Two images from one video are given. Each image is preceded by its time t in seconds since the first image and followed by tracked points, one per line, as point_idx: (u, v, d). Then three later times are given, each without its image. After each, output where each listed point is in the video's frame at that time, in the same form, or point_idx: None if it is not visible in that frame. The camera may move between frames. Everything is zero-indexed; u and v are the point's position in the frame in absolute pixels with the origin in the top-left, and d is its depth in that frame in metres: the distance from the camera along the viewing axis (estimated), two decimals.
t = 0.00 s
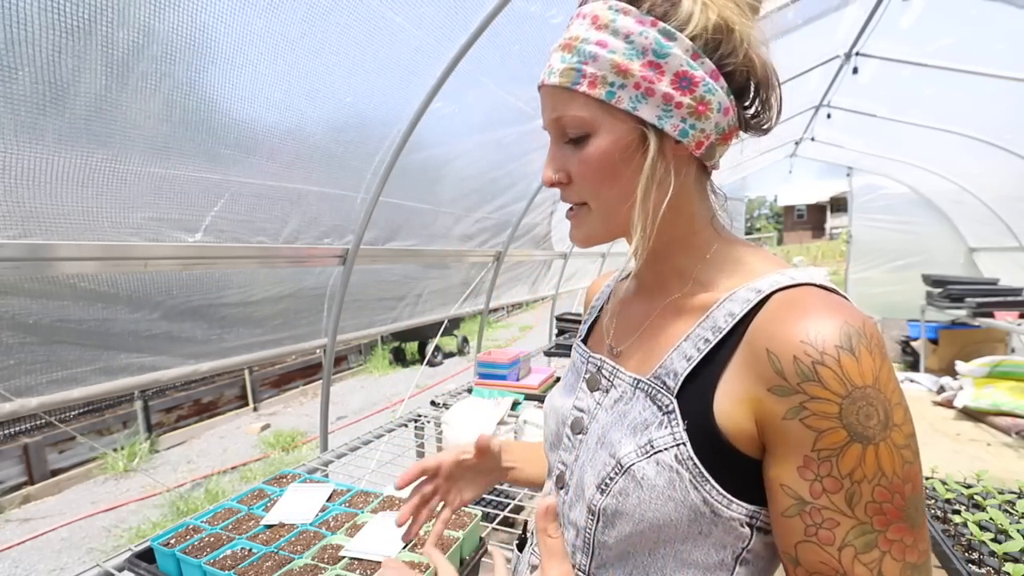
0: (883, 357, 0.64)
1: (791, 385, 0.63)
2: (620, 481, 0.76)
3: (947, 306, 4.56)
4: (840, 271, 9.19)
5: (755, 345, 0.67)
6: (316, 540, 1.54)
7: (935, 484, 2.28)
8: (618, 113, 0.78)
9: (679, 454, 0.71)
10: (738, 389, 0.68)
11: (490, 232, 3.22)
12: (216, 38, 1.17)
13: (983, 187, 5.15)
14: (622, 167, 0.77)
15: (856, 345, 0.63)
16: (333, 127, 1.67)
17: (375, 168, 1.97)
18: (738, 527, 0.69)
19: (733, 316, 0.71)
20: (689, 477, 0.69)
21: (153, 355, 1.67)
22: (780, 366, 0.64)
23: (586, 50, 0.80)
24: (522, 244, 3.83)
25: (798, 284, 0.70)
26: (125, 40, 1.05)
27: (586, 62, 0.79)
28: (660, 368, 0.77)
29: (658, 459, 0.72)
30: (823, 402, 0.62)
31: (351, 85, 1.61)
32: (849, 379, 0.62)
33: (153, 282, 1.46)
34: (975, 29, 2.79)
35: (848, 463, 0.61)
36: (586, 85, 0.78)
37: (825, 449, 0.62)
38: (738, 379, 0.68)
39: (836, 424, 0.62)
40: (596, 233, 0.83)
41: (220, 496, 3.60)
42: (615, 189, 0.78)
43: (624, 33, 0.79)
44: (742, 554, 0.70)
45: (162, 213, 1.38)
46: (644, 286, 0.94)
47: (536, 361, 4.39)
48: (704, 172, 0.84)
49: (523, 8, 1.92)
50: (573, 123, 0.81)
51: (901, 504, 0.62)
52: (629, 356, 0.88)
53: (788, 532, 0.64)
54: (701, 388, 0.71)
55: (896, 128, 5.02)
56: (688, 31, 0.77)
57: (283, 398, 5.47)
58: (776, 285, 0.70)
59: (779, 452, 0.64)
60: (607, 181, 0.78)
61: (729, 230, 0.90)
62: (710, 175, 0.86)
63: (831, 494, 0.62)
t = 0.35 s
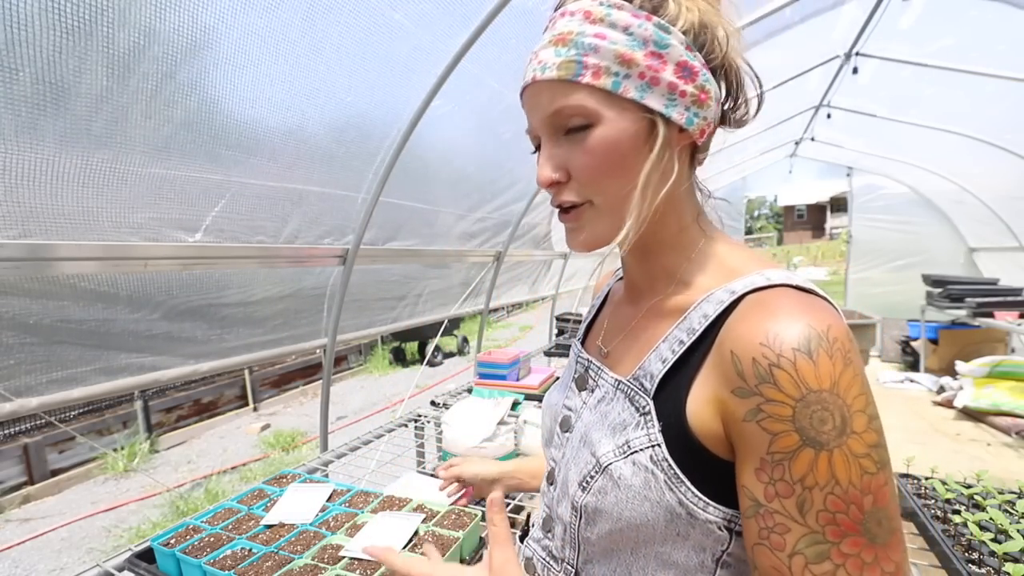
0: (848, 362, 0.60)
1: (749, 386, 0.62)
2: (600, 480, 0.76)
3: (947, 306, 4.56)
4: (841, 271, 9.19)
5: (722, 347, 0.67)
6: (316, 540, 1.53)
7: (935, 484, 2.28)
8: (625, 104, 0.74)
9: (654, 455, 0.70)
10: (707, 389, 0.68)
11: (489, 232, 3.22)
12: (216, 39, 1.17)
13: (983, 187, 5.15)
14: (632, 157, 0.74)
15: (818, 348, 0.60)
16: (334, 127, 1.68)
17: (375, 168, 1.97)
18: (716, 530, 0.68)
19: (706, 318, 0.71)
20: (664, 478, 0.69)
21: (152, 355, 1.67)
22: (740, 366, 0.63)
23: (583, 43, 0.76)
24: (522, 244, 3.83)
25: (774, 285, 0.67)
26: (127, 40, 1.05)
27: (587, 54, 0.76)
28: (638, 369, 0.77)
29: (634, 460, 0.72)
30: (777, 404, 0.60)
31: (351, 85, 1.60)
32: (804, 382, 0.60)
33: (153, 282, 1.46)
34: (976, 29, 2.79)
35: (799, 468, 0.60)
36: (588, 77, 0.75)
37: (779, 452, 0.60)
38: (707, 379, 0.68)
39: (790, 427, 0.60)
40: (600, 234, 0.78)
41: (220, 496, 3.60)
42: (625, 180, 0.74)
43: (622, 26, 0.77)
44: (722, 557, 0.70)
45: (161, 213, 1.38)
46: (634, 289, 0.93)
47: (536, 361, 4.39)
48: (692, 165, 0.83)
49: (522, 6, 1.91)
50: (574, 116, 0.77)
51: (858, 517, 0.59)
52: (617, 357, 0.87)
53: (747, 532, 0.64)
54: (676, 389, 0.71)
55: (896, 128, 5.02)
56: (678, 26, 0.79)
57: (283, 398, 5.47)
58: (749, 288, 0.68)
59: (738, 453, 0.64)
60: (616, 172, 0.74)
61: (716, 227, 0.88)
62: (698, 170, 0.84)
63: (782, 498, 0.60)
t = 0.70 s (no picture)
0: (829, 346, 0.62)
1: (736, 372, 0.63)
2: (599, 476, 0.76)
3: (947, 306, 4.57)
4: (840, 271, 9.19)
5: (710, 335, 0.67)
6: (316, 540, 1.54)
7: (935, 484, 2.27)
8: (661, 96, 0.77)
9: (651, 448, 0.71)
10: (694, 376, 0.69)
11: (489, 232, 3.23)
12: (216, 39, 1.17)
13: (983, 187, 5.15)
14: (662, 148, 0.77)
15: (801, 333, 0.62)
16: (335, 127, 1.67)
17: (376, 168, 1.97)
18: (714, 518, 0.69)
19: (695, 312, 0.71)
20: (661, 470, 0.69)
21: (153, 355, 1.68)
22: (727, 353, 0.64)
23: (629, 28, 0.77)
24: (522, 244, 3.83)
25: (757, 276, 0.69)
26: (127, 40, 1.05)
27: (632, 39, 0.76)
28: (631, 365, 0.77)
29: (632, 454, 0.72)
30: (763, 388, 0.62)
31: (351, 85, 1.60)
32: (789, 366, 0.61)
33: (153, 283, 1.46)
34: (976, 28, 2.79)
35: (783, 449, 0.61)
36: (634, 62, 0.76)
37: (762, 434, 0.61)
38: (693, 367, 0.69)
39: (773, 410, 0.61)
40: (623, 223, 0.79)
41: (220, 496, 3.60)
42: (653, 171, 0.78)
43: (660, 22, 0.79)
44: (722, 545, 0.71)
45: (162, 213, 1.38)
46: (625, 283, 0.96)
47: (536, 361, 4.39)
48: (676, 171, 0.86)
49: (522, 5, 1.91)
50: (610, 100, 0.77)
51: (836, 493, 0.60)
52: (612, 356, 0.87)
53: (730, 513, 0.65)
54: (669, 383, 0.71)
55: (896, 128, 5.02)
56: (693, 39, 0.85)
57: (283, 398, 5.47)
58: (733, 279, 0.70)
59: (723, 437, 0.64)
60: (648, 161, 0.77)
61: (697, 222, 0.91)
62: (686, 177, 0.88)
63: (766, 479, 0.61)
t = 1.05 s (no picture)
0: (847, 326, 0.66)
1: (761, 357, 0.66)
2: (618, 467, 0.77)
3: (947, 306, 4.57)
4: (840, 271, 9.20)
5: (728, 322, 0.70)
6: (316, 540, 1.54)
7: (935, 484, 2.28)
8: (636, 92, 0.78)
9: (670, 435, 0.73)
10: (715, 363, 0.71)
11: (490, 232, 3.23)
12: (216, 39, 1.17)
13: (984, 188, 5.15)
14: (630, 143, 0.78)
15: (822, 314, 0.65)
16: (335, 127, 1.67)
17: (376, 168, 1.97)
18: (732, 498, 0.72)
19: (709, 299, 0.73)
20: (682, 455, 0.72)
21: (153, 355, 1.68)
22: (751, 339, 0.66)
23: (608, 27, 0.79)
24: (522, 244, 3.83)
25: (769, 262, 0.72)
26: (126, 39, 1.05)
27: (609, 37, 0.79)
28: (644, 354, 0.78)
29: (652, 442, 0.74)
30: (791, 369, 0.64)
31: (351, 85, 1.60)
32: (814, 347, 0.64)
33: (153, 283, 1.46)
34: (975, 29, 2.79)
35: (815, 427, 0.64)
36: (607, 58, 0.78)
37: (794, 414, 0.64)
38: (712, 355, 0.71)
39: (802, 389, 0.64)
40: (591, 213, 0.82)
41: (220, 496, 3.60)
42: (620, 164, 0.79)
43: (646, 19, 0.80)
44: (738, 523, 0.74)
45: (162, 213, 1.38)
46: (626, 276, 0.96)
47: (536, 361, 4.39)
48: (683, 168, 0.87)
49: (523, 5, 1.91)
50: (584, 94, 0.80)
51: (870, 464, 0.64)
52: (615, 344, 0.89)
53: (766, 496, 0.67)
54: (685, 369, 0.73)
55: (896, 128, 5.02)
56: (695, 34, 0.84)
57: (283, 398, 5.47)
58: (746, 266, 0.72)
59: (754, 421, 0.67)
60: (612, 154, 0.78)
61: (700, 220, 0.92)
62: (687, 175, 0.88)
63: (800, 457, 0.64)
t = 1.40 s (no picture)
0: (866, 312, 0.67)
1: (779, 332, 0.65)
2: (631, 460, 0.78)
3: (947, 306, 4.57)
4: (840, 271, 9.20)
5: (747, 305, 0.71)
6: (316, 540, 1.53)
7: (935, 484, 2.28)
8: (631, 100, 0.79)
9: (685, 430, 0.74)
10: (734, 347, 0.70)
11: (490, 232, 3.23)
12: (215, 38, 1.17)
13: (984, 187, 5.15)
14: (627, 150, 0.79)
15: (843, 298, 0.67)
16: (334, 127, 1.67)
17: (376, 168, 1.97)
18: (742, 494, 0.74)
19: (727, 297, 0.74)
20: (696, 450, 0.73)
21: (153, 355, 1.68)
22: (771, 318, 0.66)
23: (604, 38, 0.81)
24: (523, 244, 3.84)
25: (788, 260, 0.73)
26: (123, 37, 1.04)
27: (604, 48, 0.80)
28: (660, 350, 0.79)
29: (666, 437, 0.75)
30: (808, 341, 0.63)
31: (350, 84, 1.60)
32: (835, 324, 0.64)
33: (153, 283, 1.46)
34: (975, 28, 2.79)
35: (827, 395, 0.61)
36: (602, 69, 0.79)
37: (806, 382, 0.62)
38: (730, 335, 0.72)
39: (817, 360, 0.63)
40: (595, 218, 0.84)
41: (220, 496, 3.60)
42: (622, 172, 0.80)
43: (642, 27, 0.81)
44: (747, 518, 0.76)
45: (162, 213, 1.38)
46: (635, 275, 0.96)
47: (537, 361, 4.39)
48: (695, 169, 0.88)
49: (522, 5, 1.91)
50: (584, 105, 0.81)
51: (874, 443, 0.61)
52: (627, 342, 0.90)
53: (758, 460, 0.62)
54: (700, 366, 0.73)
55: (896, 128, 5.02)
56: (698, 34, 0.82)
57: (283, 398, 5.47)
58: (761, 267, 0.73)
59: (762, 388, 0.65)
60: (613, 161, 0.79)
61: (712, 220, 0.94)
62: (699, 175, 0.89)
63: (805, 423, 0.61)
